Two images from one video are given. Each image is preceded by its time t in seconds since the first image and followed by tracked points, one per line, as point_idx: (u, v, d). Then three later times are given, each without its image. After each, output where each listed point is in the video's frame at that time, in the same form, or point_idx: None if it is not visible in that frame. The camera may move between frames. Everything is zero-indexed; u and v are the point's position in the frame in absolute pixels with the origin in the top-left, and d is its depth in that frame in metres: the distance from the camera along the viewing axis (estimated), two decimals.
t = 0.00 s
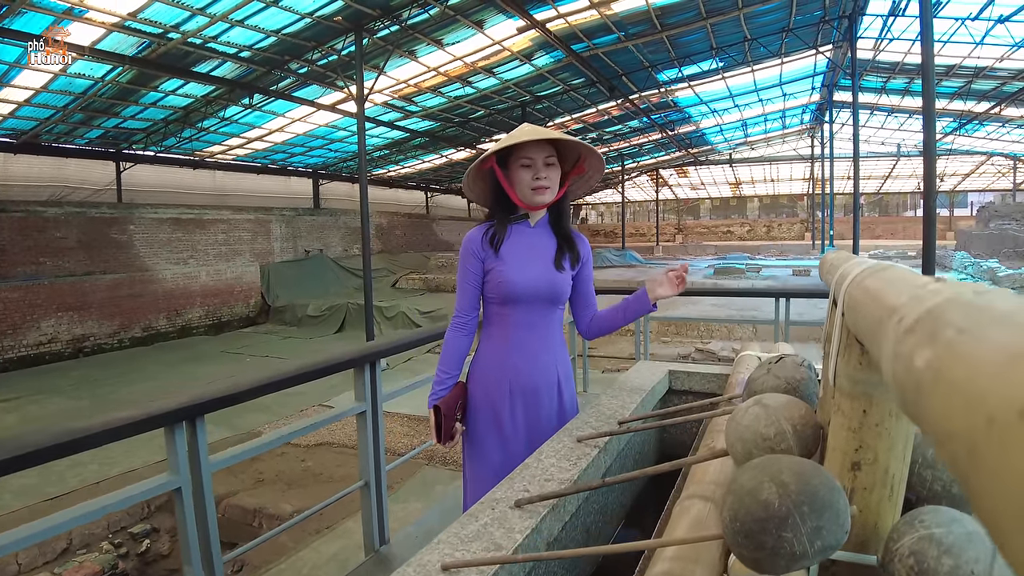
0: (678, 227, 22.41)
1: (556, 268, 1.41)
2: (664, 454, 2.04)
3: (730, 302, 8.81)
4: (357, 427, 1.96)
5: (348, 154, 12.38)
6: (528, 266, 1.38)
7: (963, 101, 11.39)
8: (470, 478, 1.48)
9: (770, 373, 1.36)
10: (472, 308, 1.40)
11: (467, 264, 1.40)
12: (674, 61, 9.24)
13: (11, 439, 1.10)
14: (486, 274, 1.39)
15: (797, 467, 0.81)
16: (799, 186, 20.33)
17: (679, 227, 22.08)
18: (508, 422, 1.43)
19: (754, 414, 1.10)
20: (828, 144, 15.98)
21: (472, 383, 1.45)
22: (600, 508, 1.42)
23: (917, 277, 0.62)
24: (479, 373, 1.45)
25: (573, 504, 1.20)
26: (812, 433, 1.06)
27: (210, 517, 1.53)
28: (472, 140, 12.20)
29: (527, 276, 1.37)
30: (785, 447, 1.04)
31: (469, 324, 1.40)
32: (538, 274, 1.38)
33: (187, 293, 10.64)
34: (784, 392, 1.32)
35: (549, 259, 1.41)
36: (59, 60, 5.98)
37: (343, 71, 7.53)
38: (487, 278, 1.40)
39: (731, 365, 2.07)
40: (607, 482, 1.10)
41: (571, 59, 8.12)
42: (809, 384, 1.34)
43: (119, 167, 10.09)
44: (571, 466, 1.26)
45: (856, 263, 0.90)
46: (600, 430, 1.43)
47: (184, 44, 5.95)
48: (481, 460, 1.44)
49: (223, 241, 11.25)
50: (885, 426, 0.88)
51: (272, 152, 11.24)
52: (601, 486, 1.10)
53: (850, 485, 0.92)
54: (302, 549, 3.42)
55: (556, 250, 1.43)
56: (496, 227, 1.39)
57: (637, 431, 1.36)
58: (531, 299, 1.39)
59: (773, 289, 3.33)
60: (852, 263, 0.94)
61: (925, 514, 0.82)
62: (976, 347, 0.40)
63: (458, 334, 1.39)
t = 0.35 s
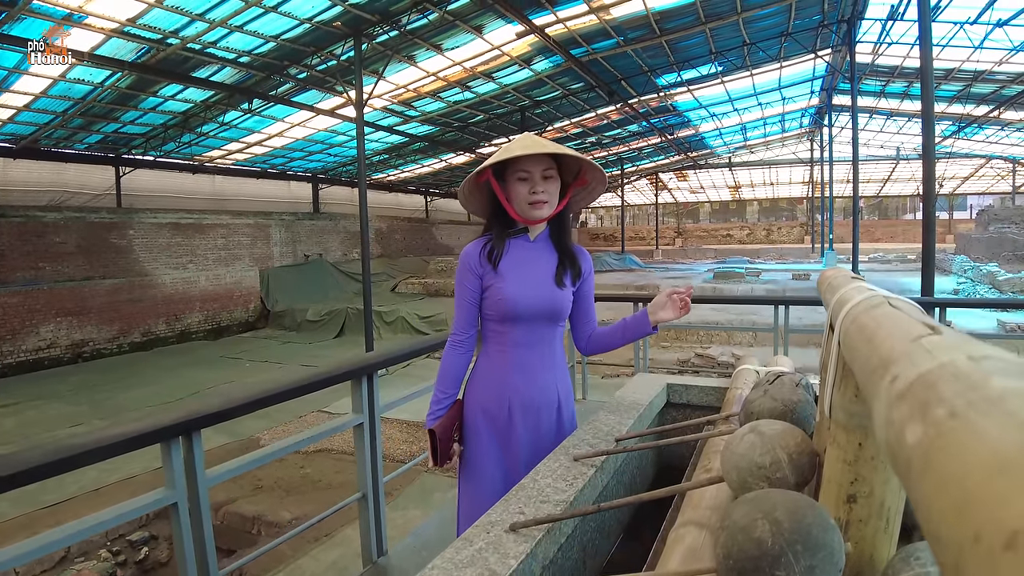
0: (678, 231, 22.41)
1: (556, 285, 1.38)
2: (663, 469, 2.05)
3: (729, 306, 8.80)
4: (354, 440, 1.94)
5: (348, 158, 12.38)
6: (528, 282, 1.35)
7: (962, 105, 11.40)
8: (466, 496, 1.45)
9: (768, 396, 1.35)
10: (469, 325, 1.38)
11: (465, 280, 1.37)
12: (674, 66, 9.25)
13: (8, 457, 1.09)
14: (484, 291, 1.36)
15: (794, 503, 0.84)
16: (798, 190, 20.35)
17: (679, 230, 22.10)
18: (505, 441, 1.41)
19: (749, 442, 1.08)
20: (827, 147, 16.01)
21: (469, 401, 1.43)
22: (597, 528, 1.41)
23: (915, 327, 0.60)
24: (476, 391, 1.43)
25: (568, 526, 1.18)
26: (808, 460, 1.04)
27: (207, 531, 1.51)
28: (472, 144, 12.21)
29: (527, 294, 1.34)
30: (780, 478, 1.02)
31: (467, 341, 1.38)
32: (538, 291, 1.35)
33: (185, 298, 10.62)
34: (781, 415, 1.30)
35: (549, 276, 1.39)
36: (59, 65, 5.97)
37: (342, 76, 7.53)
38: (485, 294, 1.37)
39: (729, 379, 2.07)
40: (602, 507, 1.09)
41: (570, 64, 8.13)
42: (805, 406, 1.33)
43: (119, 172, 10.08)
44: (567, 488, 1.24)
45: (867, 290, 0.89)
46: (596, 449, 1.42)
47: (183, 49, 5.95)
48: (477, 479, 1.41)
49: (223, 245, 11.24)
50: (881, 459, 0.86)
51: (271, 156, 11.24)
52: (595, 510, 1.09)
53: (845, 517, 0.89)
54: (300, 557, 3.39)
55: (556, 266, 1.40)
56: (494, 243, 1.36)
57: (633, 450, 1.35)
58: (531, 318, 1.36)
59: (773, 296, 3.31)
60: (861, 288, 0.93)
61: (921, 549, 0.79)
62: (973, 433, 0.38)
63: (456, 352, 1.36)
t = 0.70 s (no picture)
0: (677, 234, 22.43)
1: (546, 292, 1.34)
2: (665, 474, 2.05)
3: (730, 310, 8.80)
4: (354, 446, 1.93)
5: (348, 163, 12.41)
6: (516, 290, 1.31)
7: (960, 108, 11.44)
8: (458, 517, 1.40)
9: (770, 402, 1.35)
10: (458, 337, 1.35)
11: (452, 289, 1.34)
12: (673, 70, 9.28)
13: (9, 463, 1.09)
14: (471, 300, 1.33)
15: (799, 510, 0.83)
16: (797, 194, 20.39)
17: (679, 234, 22.14)
18: (497, 458, 1.36)
19: (753, 448, 1.08)
20: (826, 151, 16.06)
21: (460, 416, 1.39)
22: (601, 535, 1.41)
23: (920, 336, 0.60)
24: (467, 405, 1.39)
25: (572, 533, 1.18)
26: (813, 467, 1.04)
27: (209, 538, 1.50)
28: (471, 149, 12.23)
29: (515, 302, 1.30)
30: (784, 484, 1.01)
31: (455, 354, 1.34)
32: (526, 299, 1.31)
33: (185, 303, 10.61)
34: (785, 421, 1.30)
35: (539, 284, 1.34)
36: (60, 71, 5.98)
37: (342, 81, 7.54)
38: (473, 303, 1.34)
39: (731, 385, 2.07)
40: (606, 514, 1.08)
41: (570, 69, 8.15)
42: (808, 413, 1.33)
43: (119, 178, 10.10)
44: (571, 494, 1.24)
45: (873, 298, 0.88)
46: (599, 455, 1.42)
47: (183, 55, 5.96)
48: (469, 499, 1.36)
49: (223, 250, 11.24)
50: (886, 466, 0.86)
51: (271, 162, 11.26)
52: (600, 517, 1.09)
53: (851, 524, 0.89)
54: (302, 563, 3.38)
55: (546, 273, 1.36)
56: (480, 251, 1.34)
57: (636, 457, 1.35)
58: (520, 328, 1.32)
59: (773, 300, 3.30)
60: (867, 296, 0.92)
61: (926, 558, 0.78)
62: (985, 448, 0.38)
63: (444, 364, 1.33)
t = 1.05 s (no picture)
0: (677, 237, 22.43)
1: (526, 305, 1.23)
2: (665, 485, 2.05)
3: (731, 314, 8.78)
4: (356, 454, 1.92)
5: (347, 167, 12.43)
6: (491, 304, 1.21)
7: (959, 111, 11.45)
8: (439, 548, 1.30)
9: (772, 415, 1.34)
10: (436, 353, 1.25)
11: (427, 303, 1.25)
12: (673, 74, 9.29)
13: (10, 477, 1.07)
14: (446, 313, 1.24)
15: (801, 529, 0.83)
16: (797, 197, 20.40)
17: (679, 237, 22.14)
18: (477, 484, 1.25)
19: (755, 464, 1.07)
20: (825, 154, 16.07)
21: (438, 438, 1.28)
22: (604, 547, 1.41)
23: (922, 368, 0.65)
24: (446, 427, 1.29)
25: (576, 547, 1.18)
26: (815, 484, 1.04)
27: (211, 547, 1.48)
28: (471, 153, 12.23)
29: (490, 317, 1.20)
30: (786, 501, 1.01)
31: (433, 372, 1.25)
32: (502, 313, 1.21)
33: (185, 307, 10.60)
34: (786, 436, 1.30)
35: (517, 296, 1.23)
36: (60, 75, 5.99)
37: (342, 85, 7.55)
38: (448, 318, 1.24)
39: (733, 395, 2.06)
40: (610, 530, 1.08)
41: (570, 73, 8.16)
42: (811, 426, 1.32)
43: (120, 182, 10.10)
44: (574, 508, 1.24)
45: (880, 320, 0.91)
46: (602, 467, 1.43)
47: (183, 60, 5.97)
48: (448, 526, 1.27)
49: (223, 254, 11.23)
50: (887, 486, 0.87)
51: (271, 166, 11.27)
52: (603, 534, 1.09)
53: (853, 542, 0.90)
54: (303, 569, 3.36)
55: (526, 285, 1.25)
56: (456, 261, 1.25)
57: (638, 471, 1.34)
58: (498, 344, 1.22)
59: (774, 306, 3.28)
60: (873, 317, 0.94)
61: None
62: (983, 494, 0.43)
63: (421, 382, 1.24)
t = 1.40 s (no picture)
0: (677, 241, 22.44)
1: (496, 331, 1.21)
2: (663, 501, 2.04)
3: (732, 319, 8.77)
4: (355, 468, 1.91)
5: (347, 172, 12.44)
6: (460, 329, 1.21)
7: (958, 115, 11.47)
8: None
9: (772, 439, 1.34)
10: (411, 379, 1.28)
11: (402, 329, 1.28)
12: (672, 79, 9.31)
13: (10, 497, 1.06)
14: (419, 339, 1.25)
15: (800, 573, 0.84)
16: (796, 201, 20.43)
17: (679, 241, 22.15)
18: (451, 513, 1.24)
19: (755, 496, 1.06)
20: (825, 158, 16.09)
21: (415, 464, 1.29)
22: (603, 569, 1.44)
23: (923, 432, 0.65)
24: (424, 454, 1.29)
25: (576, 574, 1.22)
26: (814, 518, 1.02)
27: (211, 565, 1.46)
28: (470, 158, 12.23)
29: (460, 341, 1.20)
30: (786, 536, 1.00)
31: (408, 398, 1.28)
32: (471, 338, 1.20)
33: (185, 312, 10.58)
34: (785, 464, 1.29)
35: (487, 322, 1.22)
36: (60, 81, 5.98)
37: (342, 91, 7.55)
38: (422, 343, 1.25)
39: (734, 413, 2.06)
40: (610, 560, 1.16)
41: (569, 78, 8.17)
42: (811, 453, 1.31)
43: (119, 187, 10.10)
44: (575, 532, 1.28)
45: (882, 364, 0.89)
46: (602, 490, 1.46)
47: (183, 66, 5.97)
48: (423, 558, 1.25)
49: (223, 259, 11.21)
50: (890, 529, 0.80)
51: (271, 171, 11.27)
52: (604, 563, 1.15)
53: None
54: None
55: (497, 310, 1.23)
56: (428, 286, 1.27)
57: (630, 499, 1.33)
58: (470, 370, 1.21)
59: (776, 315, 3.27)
60: (874, 359, 0.92)
61: None
62: None
63: (397, 408, 1.26)
